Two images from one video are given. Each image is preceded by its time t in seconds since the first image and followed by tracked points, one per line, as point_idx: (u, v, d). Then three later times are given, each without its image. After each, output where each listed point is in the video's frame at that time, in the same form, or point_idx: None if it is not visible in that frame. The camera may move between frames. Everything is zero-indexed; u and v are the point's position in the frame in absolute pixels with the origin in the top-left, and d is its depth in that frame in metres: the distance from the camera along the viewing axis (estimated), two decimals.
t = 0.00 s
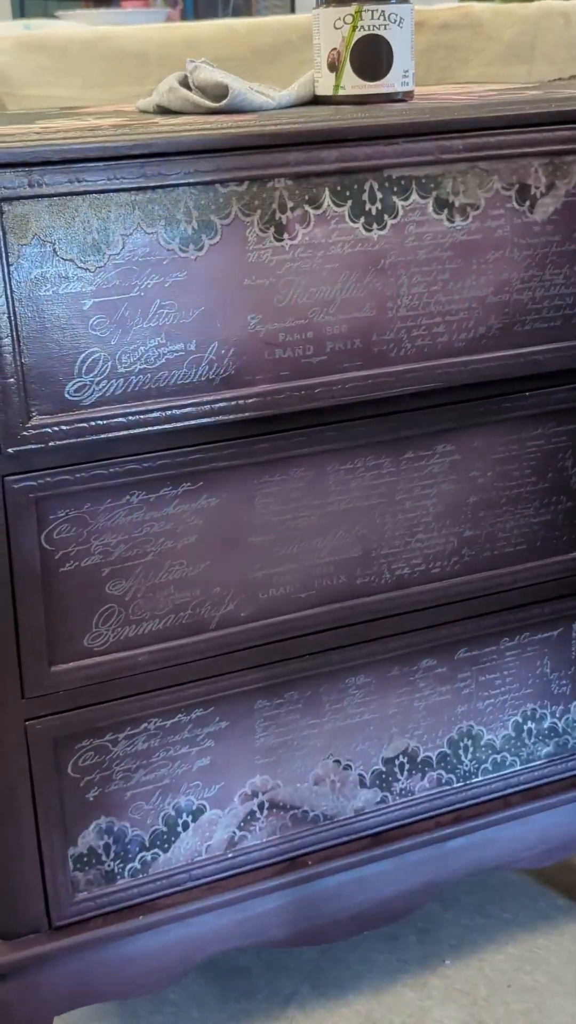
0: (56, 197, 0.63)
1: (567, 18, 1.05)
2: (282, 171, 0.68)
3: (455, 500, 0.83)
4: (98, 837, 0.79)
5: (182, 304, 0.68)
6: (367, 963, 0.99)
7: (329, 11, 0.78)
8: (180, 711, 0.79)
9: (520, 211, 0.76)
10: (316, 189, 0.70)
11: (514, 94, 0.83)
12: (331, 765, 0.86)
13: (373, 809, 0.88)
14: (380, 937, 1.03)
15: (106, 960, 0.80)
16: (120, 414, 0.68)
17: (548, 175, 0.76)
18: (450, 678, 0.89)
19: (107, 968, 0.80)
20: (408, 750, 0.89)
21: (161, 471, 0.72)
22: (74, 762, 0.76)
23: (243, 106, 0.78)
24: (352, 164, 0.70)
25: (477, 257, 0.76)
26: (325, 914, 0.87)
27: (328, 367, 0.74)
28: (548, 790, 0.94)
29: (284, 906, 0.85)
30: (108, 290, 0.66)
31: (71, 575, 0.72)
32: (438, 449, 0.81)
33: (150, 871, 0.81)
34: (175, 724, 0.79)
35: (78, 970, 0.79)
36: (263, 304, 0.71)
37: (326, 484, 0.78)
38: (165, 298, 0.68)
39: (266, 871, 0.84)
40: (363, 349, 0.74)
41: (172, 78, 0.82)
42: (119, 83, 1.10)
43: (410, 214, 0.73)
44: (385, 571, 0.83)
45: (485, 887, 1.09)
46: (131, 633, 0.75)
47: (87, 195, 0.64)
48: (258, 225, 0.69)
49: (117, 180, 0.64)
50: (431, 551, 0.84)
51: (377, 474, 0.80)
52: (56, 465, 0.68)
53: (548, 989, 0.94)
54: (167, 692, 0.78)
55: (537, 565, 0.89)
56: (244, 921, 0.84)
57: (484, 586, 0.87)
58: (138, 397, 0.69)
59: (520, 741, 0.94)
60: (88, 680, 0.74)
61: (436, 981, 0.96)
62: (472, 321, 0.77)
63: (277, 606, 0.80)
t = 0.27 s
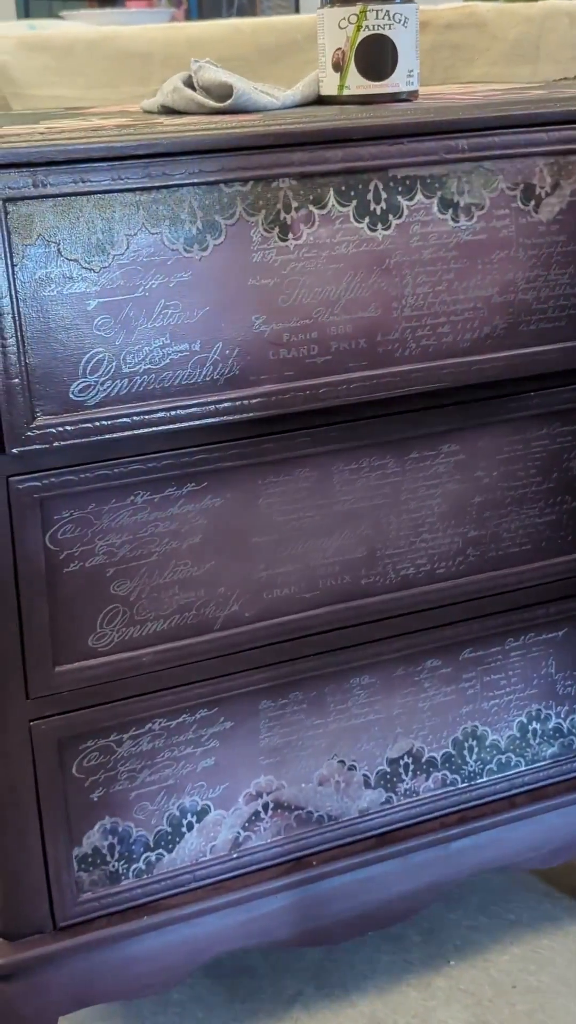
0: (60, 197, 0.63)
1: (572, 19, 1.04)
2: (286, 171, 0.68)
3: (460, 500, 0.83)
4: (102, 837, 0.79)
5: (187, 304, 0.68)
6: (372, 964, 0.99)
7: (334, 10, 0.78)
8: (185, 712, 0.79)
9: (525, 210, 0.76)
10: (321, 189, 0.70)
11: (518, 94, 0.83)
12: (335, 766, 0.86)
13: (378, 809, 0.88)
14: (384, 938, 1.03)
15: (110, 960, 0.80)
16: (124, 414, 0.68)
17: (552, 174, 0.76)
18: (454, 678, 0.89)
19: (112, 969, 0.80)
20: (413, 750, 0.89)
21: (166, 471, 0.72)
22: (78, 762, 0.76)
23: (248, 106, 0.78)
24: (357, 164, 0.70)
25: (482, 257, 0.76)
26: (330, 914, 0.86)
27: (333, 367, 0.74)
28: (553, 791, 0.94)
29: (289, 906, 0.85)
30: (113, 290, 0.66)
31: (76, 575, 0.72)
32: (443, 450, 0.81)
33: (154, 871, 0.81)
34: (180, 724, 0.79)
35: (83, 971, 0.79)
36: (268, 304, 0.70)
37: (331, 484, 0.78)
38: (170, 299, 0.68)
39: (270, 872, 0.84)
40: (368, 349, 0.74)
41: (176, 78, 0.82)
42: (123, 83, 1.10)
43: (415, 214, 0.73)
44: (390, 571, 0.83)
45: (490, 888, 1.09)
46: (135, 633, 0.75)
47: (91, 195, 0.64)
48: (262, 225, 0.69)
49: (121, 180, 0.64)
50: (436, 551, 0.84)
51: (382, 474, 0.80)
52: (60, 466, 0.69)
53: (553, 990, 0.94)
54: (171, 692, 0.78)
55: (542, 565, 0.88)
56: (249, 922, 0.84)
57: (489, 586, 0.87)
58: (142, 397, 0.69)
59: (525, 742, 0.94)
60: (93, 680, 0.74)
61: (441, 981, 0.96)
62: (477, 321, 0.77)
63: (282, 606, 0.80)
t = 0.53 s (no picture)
0: (52, 193, 0.63)
1: (571, 17, 1.05)
2: (280, 166, 0.68)
3: (456, 497, 0.83)
4: (97, 836, 0.78)
5: (181, 301, 0.68)
6: (369, 963, 0.99)
7: (328, 6, 0.78)
8: (180, 710, 0.79)
9: (520, 207, 0.76)
10: (315, 185, 0.69)
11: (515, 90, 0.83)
12: (331, 764, 0.86)
13: (374, 808, 0.88)
14: (382, 937, 1.02)
15: (105, 960, 0.79)
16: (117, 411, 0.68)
17: (548, 171, 0.76)
18: (451, 676, 0.89)
19: (107, 968, 0.80)
20: (409, 749, 0.89)
21: (160, 469, 0.72)
22: (73, 761, 0.76)
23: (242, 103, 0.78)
24: (351, 160, 0.70)
25: (477, 253, 0.75)
26: (326, 913, 0.86)
27: (328, 363, 0.73)
28: (551, 790, 0.94)
29: (285, 905, 0.84)
30: (106, 286, 0.66)
31: (70, 573, 0.72)
32: (439, 447, 0.81)
33: (150, 870, 0.81)
34: (175, 722, 0.79)
35: (78, 970, 0.79)
36: (262, 300, 0.70)
37: (326, 482, 0.78)
38: (163, 296, 0.68)
39: (266, 871, 0.84)
40: (363, 346, 0.74)
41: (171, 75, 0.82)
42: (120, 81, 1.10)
43: (410, 210, 0.73)
44: (385, 569, 0.82)
45: (488, 887, 1.08)
46: (130, 631, 0.75)
47: (84, 191, 0.64)
48: (256, 221, 0.69)
49: (115, 175, 0.64)
50: (432, 549, 0.84)
51: (377, 472, 0.79)
52: (53, 463, 0.68)
53: (551, 989, 0.94)
54: (166, 690, 0.77)
55: (538, 562, 0.88)
56: (245, 921, 0.83)
57: (485, 584, 0.86)
58: (135, 394, 0.68)
59: (522, 740, 0.93)
60: (87, 678, 0.74)
61: (438, 981, 0.96)
62: (472, 318, 0.77)
63: (277, 604, 0.79)
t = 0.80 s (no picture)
0: (45, 195, 0.63)
1: (563, 17, 1.07)
2: (273, 168, 0.68)
3: (449, 499, 0.83)
4: (90, 838, 0.78)
5: (174, 302, 0.68)
6: (363, 963, 0.99)
7: (322, 8, 0.78)
8: (173, 711, 0.79)
9: (513, 208, 0.76)
10: (308, 187, 0.69)
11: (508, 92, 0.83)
12: (324, 766, 0.86)
13: (367, 809, 0.88)
14: (376, 938, 1.02)
15: (98, 961, 0.79)
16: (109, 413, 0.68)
17: (541, 173, 0.76)
18: (444, 678, 0.89)
19: (100, 970, 0.80)
20: (402, 750, 0.89)
21: (153, 471, 0.71)
22: (66, 762, 0.76)
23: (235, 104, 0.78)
24: (344, 162, 0.70)
25: (470, 255, 0.75)
26: (319, 915, 0.86)
27: (320, 365, 0.73)
28: (544, 791, 0.94)
29: (278, 907, 0.84)
30: (98, 288, 0.66)
31: (63, 575, 0.71)
32: (432, 449, 0.81)
33: (142, 872, 0.81)
34: (168, 724, 0.79)
35: (70, 971, 0.79)
36: (255, 302, 0.70)
37: (319, 484, 0.78)
38: (156, 298, 0.68)
39: (259, 872, 0.84)
40: (356, 348, 0.74)
41: (164, 77, 0.82)
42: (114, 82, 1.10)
43: (403, 212, 0.73)
44: (378, 571, 0.82)
45: (482, 887, 1.09)
46: (123, 633, 0.75)
47: (76, 193, 0.63)
48: (249, 222, 0.69)
49: (107, 177, 0.64)
50: (425, 550, 0.84)
51: (370, 474, 0.79)
52: (45, 465, 0.68)
53: (544, 990, 0.94)
54: (159, 692, 0.77)
55: (531, 564, 0.88)
56: (238, 923, 0.83)
57: (478, 585, 0.87)
58: (128, 396, 0.68)
59: (515, 741, 0.93)
60: (80, 680, 0.74)
61: (431, 982, 0.96)
62: (465, 320, 0.77)
63: (270, 606, 0.79)
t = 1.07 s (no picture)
0: (23, 194, 0.63)
1: (547, 18, 1.07)
2: (253, 168, 0.68)
3: (431, 498, 0.83)
4: (73, 837, 0.78)
5: (154, 301, 0.68)
6: (348, 962, 0.99)
7: (303, 7, 0.78)
8: (155, 710, 0.79)
9: (494, 208, 0.76)
10: (288, 186, 0.70)
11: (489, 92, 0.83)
12: (308, 764, 0.86)
13: (351, 808, 0.88)
14: (361, 937, 1.02)
15: (80, 961, 0.79)
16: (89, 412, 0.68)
17: (521, 172, 0.76)
18: (427, 676, 0.89)
19: (82, 969, 0.80)
20: (386, 749, 0.89)
21: (133, 470, 0.72)
22: (48, 761, 0.76)
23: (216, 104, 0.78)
24: (324, 162, 0.70)
25: (450, 255, 0.76)
26: (303, 913, 0.86)
27: (301, 364, 0.73)
28: (527, 789, 0.94)
29: (261, 906, 0.84)
30: (78, 287, 0.66)
31: (43, 574, 0.71)
32: (413, 448, 0.81)
33: (125, 871, 0.81)
34: (150, 723, 0.79)
35: (52, 970, 0.79)
36: (235, 301, 0.70)
37: (300, 483, 0.78)
38: (135, 297, 0.68)
39: (243, 871, 0.84)
40: (337, 347, 0.74)
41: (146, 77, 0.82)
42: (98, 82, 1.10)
43: (383, 212, 0.73)
44: (361, 570, 0.83)
45: (467, 886, 1.09)
46: (104, 632, 0.75)
47: (55, 192, 0.63)
48: (229, 222, 0.69)
49: (86, 176, 0.64)
50: (407, 549, 0.84)
51: (352, 473, 0.80)
52: (25, 464, 0.68)
53: (528, 988, 0.94)
54: (141, 691, 0.77)
55: (514, 563, 0.88)
56: (221, 921, 0.83)
57: (461, 584, 0.87)
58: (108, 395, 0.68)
59: (498, 740, 0.94)
60: (62, 679, 0.74)
61: (416, 980, 0.96)
62: (446, 319, 0.77)
63: (252, 605, 0.80)
